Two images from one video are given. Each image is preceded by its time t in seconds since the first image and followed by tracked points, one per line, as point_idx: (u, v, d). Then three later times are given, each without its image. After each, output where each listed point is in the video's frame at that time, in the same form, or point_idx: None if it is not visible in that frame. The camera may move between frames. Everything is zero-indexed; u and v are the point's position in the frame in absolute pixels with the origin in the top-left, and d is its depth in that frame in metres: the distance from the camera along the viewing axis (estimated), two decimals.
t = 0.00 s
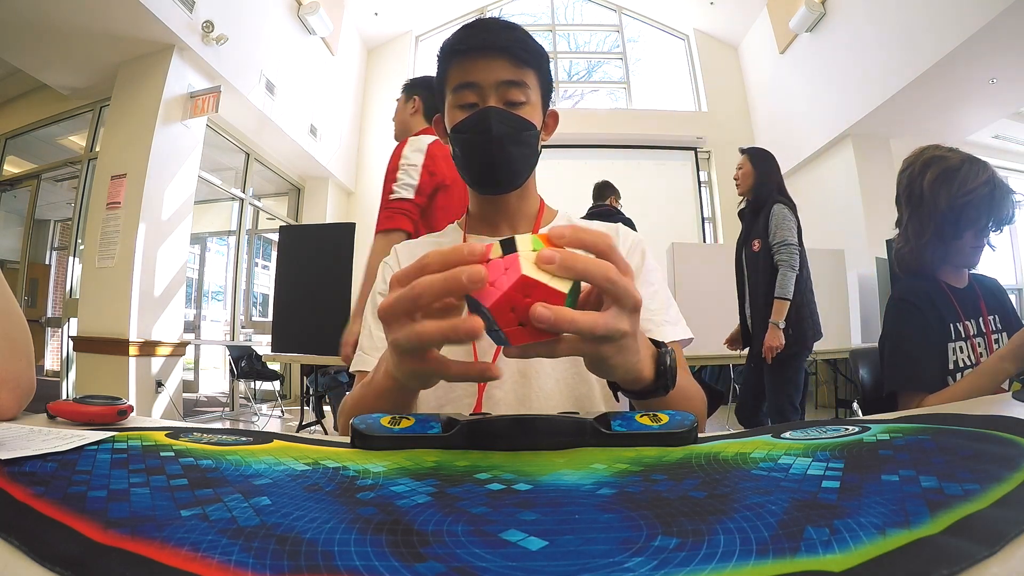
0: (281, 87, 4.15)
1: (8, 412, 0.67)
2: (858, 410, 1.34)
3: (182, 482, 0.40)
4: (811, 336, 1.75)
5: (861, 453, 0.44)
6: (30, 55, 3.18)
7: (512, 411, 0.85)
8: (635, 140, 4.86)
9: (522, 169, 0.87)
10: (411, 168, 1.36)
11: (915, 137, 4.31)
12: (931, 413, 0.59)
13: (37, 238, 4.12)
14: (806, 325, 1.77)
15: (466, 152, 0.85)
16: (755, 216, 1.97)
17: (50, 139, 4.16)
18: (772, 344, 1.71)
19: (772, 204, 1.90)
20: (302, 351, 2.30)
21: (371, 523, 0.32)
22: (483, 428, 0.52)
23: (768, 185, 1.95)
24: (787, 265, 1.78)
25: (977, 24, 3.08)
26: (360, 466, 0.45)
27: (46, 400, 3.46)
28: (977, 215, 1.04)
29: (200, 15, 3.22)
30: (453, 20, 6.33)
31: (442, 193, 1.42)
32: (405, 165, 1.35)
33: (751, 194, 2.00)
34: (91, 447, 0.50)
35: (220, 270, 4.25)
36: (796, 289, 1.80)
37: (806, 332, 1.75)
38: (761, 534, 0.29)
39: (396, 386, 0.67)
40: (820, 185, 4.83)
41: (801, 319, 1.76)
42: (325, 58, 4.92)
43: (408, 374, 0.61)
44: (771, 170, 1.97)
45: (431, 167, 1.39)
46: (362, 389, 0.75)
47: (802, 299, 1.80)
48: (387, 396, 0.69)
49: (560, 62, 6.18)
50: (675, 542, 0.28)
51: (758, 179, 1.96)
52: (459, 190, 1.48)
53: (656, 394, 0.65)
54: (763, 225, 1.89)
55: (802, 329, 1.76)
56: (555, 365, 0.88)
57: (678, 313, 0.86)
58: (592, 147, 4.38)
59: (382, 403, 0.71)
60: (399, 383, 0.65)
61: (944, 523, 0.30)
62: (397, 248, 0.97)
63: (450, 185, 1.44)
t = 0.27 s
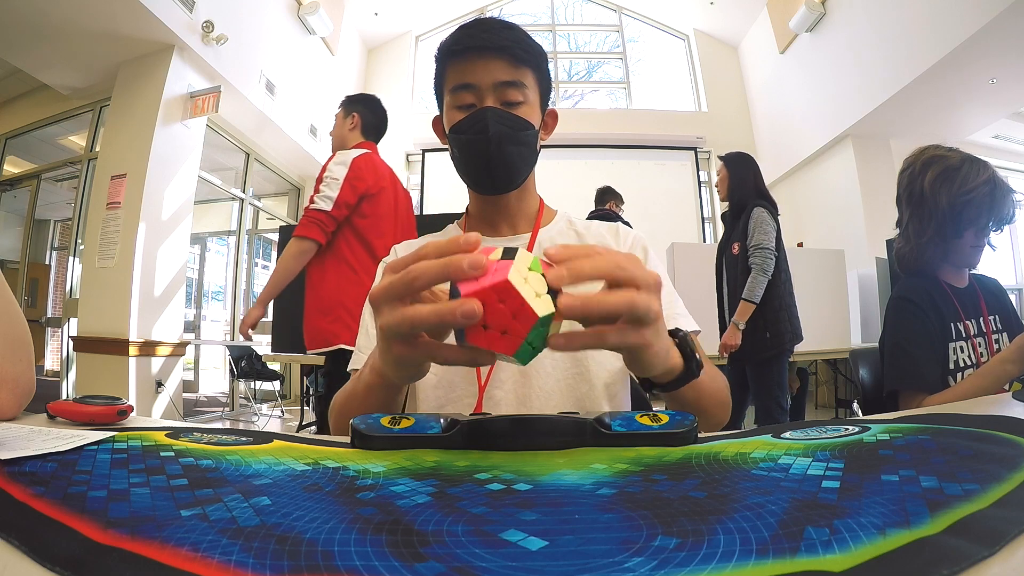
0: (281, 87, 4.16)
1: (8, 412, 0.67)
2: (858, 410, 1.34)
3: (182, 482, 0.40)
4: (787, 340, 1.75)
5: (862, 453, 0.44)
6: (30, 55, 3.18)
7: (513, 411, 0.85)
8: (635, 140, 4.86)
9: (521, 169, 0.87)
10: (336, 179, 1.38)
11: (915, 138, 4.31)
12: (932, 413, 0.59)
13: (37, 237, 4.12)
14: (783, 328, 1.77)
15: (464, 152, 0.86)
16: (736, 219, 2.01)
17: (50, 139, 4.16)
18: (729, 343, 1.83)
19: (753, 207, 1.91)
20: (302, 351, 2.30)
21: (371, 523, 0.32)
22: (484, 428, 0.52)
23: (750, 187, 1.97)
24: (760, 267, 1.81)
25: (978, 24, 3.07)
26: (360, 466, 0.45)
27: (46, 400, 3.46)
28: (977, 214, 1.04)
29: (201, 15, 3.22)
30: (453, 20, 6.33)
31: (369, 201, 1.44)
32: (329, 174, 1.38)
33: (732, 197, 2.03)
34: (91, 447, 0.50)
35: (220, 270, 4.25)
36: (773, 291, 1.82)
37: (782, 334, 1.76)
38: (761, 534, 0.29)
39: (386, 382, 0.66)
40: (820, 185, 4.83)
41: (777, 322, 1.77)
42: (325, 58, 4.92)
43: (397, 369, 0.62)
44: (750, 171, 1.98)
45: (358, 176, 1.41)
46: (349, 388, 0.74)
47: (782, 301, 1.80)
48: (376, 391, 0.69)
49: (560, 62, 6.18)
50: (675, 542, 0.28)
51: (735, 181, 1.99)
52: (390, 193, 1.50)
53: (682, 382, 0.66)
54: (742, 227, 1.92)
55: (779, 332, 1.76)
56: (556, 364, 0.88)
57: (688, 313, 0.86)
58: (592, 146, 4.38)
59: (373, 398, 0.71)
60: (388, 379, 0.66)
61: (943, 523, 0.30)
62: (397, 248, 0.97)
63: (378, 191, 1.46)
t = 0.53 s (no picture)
0: (281, 87, 4.16)
1: (8, 412, 0.67)
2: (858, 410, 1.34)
3: (182, 482, 0.40)
4: (761, 338, 1.82)
5: (861, 454, 0.44)
6: (29, 55, 3.17)
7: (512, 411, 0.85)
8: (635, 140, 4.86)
9: (521, 168, 0.87)
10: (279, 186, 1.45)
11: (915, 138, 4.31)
12: (932, 413, 0.59)
13: (37, 237, 4.11)
14: (756, 327, 1.83)
15: (463, 151, 0.86)
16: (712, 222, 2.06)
17: (50, 139, 4.16)
18: (716, 343, 1.84)
19: (728, 210, 1.96)
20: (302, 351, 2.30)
21: (371, 523, 0.32)
22: (484, 428, 0.52)
23: (725, 188, 2.02)
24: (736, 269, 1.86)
25: (977, 24, 3.08)
26: (360, 466, 0.45)
27: (46, 400, 3.46)
28: (978, 214, 1.04)
29: (201, 15, 3.22)
30: (453, 20, 6.33)
31: (308, 208, 1.51)
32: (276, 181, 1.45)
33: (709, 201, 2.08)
34: (91, 446, 0.50)
35: (220, 270, 4.25)
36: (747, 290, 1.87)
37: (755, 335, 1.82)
38: (761, 534, 0.29)
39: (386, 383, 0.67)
40: (820, 185, 4.83)
41: (751, 321, 1.83)
42: (325, 58, 4.92)
43: (393, 369, 0.63)
44: (728, 175, 2.04)
45: (297, 184, 1.48)
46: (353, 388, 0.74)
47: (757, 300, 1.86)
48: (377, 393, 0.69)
49: (560, 62, 6.17)
50: (675, 541, 0.29)
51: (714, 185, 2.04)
52: (329, 203, 1.57)
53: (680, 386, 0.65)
54: (717, 229, 1.97)
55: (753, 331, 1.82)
56: (555, 365, 0.88)
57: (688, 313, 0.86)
58: (592, 147, 4.38)
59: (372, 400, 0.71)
60: (387, 382, 0.66)
61: (943, 523, 0.30)
62: (397, 247, 0.97)
63: (317, 199, 1.53)
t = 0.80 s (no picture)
0: (280, 87, 4.16)
1: (8, 411, 0.67)
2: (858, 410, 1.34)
3: (182, 482, 0.40)
4: (732, 338, 1.89)
5: (861, 453, 0.44)
6: (29, 55, 3.17)
7: (512, 411, 0.85)
8: (636, 140, 4.85)
9: (520, 168, 0.87)
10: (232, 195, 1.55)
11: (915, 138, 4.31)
12: (931, 413, 0.59)
13: (37, 237, 4.11)
14: (728, 327, 1.90)
15: (462, 151, 0.86)
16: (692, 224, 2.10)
17: (50, 139, 4.16)
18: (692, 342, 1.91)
19: (706, 213, 1.99)
20: (302, 351, 2.30)
21: (371, 523, 0.32)
22: (484, 428, 0.52)
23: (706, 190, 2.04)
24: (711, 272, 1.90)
25: (977, 24, 3.08)
26: (360, 466, 0.45)
27: (46, 400, 3.46)
28: (977, 213, 1.04)
29: (200, 15, 3.22)
30: (453, 20, 6.33)
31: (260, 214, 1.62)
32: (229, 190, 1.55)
33: (688, 204, 2.11)
34: (91, 447, 0.50)
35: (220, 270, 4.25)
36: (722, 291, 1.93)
37: (728, 335, 1.89)
38: (761, 534, 0.29)
39: (390, 385, 0.67)
40: (821, 185, 4.82)
41: (723, 321, 1.90)
42: (325, 58, 4.92)
43: (396, 373, 0.63)
44: (707, 179, 2.06)
45: (248, 194, 1.58)
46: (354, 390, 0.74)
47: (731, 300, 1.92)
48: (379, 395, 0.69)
49: (560, 62, 6.17)
50: (675, 541, 0.29)
51: (693, 189, 2.07)
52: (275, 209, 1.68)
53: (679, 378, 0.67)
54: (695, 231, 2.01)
55: (725, 331, 1.90)
56: (555, 364, 0.88)
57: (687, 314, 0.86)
58: (591, 146, 4.38)
59: (374, 402, 0.71)
60: (388, 385, 0.67)
61: (943, 523, 0.30)
62: (396, 247, 0.97)
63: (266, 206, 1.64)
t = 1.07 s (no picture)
0: (281, 87, 4.16)
1: (8, 411, 0.67)
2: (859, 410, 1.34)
3: (182, 482, 0.40)
4: (721, 337, 1.88)
5: (861, 453, 0.44)
6: (29, 55, 3.17)
7: (512, 411, 0.85)
8: (636, 140, 4.84)
9: (520, 168, 0.87)
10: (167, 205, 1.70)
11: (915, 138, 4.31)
12: (931, 413, 0.59)
13: (37, 237, 4.12)
14: (717, 327, 1.89)
15: (462, 151, 0.85)
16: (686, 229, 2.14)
17: (50, 139, 4.16)
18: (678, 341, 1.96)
19: (694, 215, 2.03)
20: (302, 351, 2.30)
21: (371, 523, 0.32)
22: (484, 428, 0.52)
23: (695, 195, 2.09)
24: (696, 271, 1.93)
25: (977, 24, 3.08)
26: (360, 466, 0.45)
27: (46, 400, 3.46)
28: (975, 213, 1.04)
29: (201, 15, 3.22)
30: (453, 20, 6.33)
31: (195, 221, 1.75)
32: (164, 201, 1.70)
33: (683, 210, 2.16)
34: (91, 446, 0.50)
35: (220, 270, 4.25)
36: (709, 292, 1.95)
37: (718, 334, 1.88)
38: (761, 534, 0.29)
39: (393, 385, 0.67)
40: (821, 185, 4.82)
41: (713, 320, 1.90)
42: (325, 58, 4.92)
43: (399, 370, 0.64)
44: (699, 185, 2.11)
45: (184, 203, 1.72)
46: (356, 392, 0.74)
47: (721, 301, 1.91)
48: (381, 395, 0.69)
49: (560, 62, 6.16)
50: (675, 542, 0.29)
51: (686, 195, 2.13)
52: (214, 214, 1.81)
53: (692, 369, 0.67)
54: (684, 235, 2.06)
55: (713, 332, 1.89)
56: (554, 364, 0.88)
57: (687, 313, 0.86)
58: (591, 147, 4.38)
59: (376, 402, 0.71)
60: (392, 387, 0.67)
61: (942, 524, 0.30)
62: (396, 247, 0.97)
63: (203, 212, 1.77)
